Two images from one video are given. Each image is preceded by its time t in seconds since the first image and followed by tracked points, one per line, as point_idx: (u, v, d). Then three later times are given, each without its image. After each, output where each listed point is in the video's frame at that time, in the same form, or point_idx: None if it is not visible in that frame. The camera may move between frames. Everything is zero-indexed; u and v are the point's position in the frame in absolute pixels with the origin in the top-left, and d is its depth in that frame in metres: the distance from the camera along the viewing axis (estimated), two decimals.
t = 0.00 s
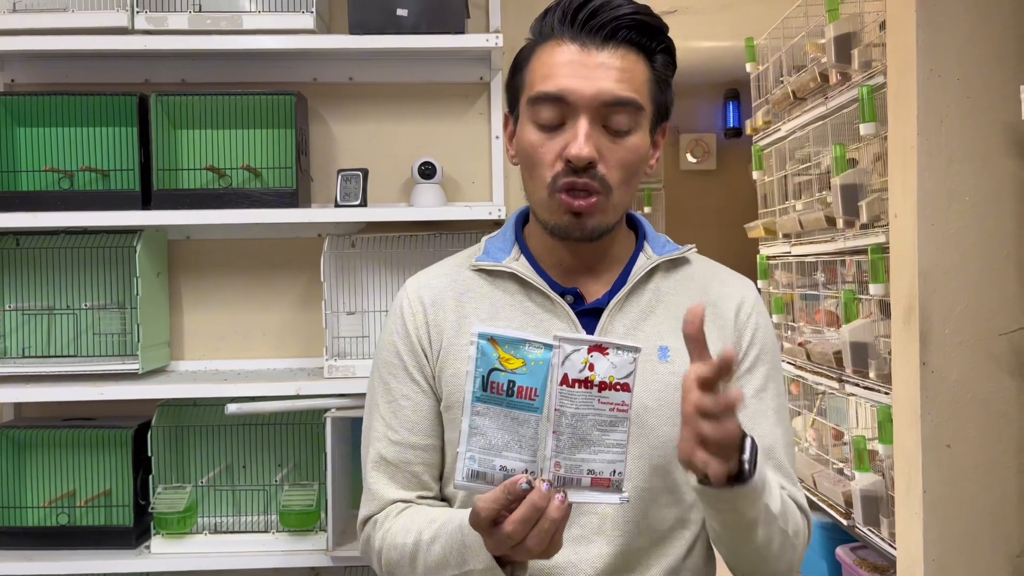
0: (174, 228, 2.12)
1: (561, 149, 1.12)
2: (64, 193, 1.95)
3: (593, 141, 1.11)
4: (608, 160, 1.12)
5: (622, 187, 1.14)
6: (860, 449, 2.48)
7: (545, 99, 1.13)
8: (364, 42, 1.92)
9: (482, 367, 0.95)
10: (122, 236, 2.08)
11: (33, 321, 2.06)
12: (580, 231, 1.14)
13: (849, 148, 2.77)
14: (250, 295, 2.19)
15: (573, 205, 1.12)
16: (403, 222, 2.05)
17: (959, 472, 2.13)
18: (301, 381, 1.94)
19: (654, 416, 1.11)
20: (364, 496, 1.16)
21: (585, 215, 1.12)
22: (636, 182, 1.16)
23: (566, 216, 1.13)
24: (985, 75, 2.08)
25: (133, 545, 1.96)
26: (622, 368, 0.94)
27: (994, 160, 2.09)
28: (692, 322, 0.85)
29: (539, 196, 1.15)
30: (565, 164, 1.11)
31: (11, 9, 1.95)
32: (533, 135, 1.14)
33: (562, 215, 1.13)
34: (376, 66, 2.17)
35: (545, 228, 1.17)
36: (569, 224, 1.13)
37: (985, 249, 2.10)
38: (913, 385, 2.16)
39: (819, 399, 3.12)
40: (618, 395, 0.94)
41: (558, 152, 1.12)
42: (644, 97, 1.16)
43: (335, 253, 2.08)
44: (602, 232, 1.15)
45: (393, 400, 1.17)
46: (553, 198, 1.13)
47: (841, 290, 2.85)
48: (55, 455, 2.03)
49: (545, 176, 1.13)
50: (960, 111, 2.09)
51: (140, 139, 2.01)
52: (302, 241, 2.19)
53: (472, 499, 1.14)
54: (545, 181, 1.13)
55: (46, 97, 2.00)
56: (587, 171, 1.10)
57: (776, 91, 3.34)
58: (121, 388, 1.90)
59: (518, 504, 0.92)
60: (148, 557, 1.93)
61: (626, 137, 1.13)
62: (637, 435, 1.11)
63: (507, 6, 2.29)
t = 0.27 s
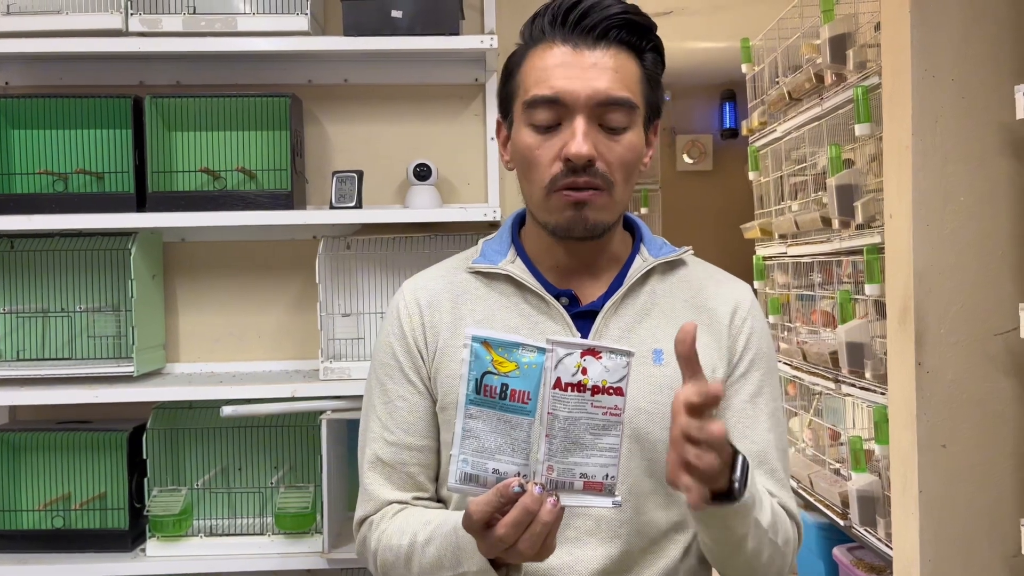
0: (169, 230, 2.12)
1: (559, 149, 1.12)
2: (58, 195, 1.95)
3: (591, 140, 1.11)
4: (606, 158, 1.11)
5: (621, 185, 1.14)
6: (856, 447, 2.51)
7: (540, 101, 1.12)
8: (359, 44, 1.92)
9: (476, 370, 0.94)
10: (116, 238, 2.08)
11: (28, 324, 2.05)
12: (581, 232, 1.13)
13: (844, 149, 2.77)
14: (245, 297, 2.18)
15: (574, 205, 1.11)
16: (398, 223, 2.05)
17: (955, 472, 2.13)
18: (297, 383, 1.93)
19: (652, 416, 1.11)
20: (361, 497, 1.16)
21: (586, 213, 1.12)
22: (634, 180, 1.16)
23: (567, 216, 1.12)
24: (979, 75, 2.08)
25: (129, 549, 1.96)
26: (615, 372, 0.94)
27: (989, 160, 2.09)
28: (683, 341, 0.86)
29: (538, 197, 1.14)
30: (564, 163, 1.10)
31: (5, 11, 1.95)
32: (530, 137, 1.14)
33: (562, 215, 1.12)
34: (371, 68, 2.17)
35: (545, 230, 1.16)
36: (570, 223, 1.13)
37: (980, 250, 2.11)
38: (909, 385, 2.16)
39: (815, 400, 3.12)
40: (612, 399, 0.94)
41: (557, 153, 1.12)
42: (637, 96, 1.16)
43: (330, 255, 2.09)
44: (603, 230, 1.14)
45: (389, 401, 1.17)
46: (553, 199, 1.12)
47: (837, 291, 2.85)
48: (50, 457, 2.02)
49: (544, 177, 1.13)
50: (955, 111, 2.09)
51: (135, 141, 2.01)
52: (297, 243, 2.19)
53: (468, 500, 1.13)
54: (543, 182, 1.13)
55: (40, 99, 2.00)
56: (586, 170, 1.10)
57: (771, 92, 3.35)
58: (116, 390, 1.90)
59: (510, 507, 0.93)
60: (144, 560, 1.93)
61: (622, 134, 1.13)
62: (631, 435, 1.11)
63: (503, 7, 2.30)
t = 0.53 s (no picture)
0: (164, 234, 2.12)
1: (549, 138, 1.11)
2: (52, 199, 1.95)
3: (581, 128, 1.11)
4: (597, 146, 1.11)
5: (613, 174, 1.13)
6: (852, 448, 2.50)
7: (530, 92, 1.13)
8: (353, 47, 1.92)
9: (469, 372, 0.94)
10: (111, 242, 2.08)
11: (22, 328, 2.05)
12: (574, 220, 1.11)
13: (839, 150, 2.78)
14: (239, 300, 2.18)
15: (565, 192, 1.10)
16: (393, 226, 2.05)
17: (950, 473, 2.13)
18: (291, 387, 1.93)
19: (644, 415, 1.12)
20: (352, 496, 1.16)
21: (578, 201, 1.10)
22: (627, 170, 1.15)
23: (558, 204, 1.11)
24: (972, 76, 2.08)
25: (124, 552, 1.96)
26: (608, 376, 0.94)
27: (982, 161, 2.10)
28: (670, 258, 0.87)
29: (530, 187, 1.13)
30: (554, 150, 1.10)
31: None
32: (521, 129, 1.14)
33: (554, 203, 1.11)
34: (365, 71, 2.17)
35: (537, 221, 1.14)
36: (562, 212, 1.11)
37: (974, 251, 2.11)
38: (903, 386, 2.16)
39: (811, 400, 3.13)
40: (604, 404, 0.94)
41: (547, 142, 1.11)
42: (627, 89, 1.16)
43: (325, 258, 2.09)
44: (596, 220, 1.13)
45: (381, 400, 1.17)
46: (544, 187, 1.11)
47: (832, 291, 2.86)
48: (44, 462, 2.02)
49: (535, 166, 1.12)
50: (948, 112, 2.09)
51: (128, 145, 2.01)
52: (292, 246, 2.19)
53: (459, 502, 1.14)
54: (534, 171, 1.12)
55: (33, 103, 2.00)
56: (577, 156, 1.09)
57: (767, 93, 3.35)
58: (110, 394, 1.90)
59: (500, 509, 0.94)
60: (139, 564, 1.93)
61: (613, 124, 1.13)
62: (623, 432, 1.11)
63: (496, 9, 2.30)
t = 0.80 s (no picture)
0: (160, 238, 2.12)
1: (533, 126, 1.11)
2: (47, 204, 1.95)
3: (563, 112, 1.11)
4: (581, 128, 1.11)
5: (600, 154, 1.12)
6: (848, 450, 2.48)
7: (509, 88, 1.14)
8: (348, 50, 1.92)
9: (468, 393, 0.94)
10: (106, 246, 2.08)
11: (18, 333, 2.05)
12: (569, 198, 1.10)
13: (835, 151, 2.78)
14: (236, 303, 2.18)
15: (556, 171, 1.09)
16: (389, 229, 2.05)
17: (946, 473, 2.13)
18: (288, 390, 1.93)
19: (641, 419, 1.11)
20: (349, 504, 1.17)
21: (570, 178, 1.09)
22: (612, 153, 1.15)
23: (551, 185, 1.09)
24: (966, 77, 2.09)
25: (120, 556, 1.97)
26: (607, 402, 0.94)
27: (977, 162, 2.10)
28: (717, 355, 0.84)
29: (520, 178, 1.12)
30: (541, 135, 1.09)
31: None
32: (503, 123, 1.14)
33: (546, 185, 1.09)
34: (360, 74, 2.17)
35: (531, 209, 1.12)
36: (556, 193, 1.09)
37: (969, 251, 2.11)
38: (899, 387, 2.17)
39: (809, 401, 3.13)
40: (602, 429, 0.94)
41: (531, 130, 1.11)
42: (600, 78, 1.18)
43: (321, 261, 2.09)
44: (589, 199, 1.11)
45: (376, 408, 1.17)
46: (534, 172, 1.10)
47: (828, 292, 2.87)
48: (39, 467, 2.01)
49: (522, 155, 1.11)
50: (943, 114, 2.10)
51: (124, 149, 2.01)
52: (288, 249, 2.19)
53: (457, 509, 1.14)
54: (523, 160, 1.11)
55: (28, 107, 2.00)
56: (563, 137, 1.09)
57: (762, 95, 3.36)
58: (107, 398, 1.89)
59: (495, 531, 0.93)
60: (136, 568, 1.93)
61: (592, 108, 1.14)
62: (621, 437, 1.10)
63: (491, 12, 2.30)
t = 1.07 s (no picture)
0: (157, 241, 2.12)
1: (520, 147, 1.12)
2: (45, 208, 1.96)
3: (548, 131, 1.11)
4: (567, 146, 1.11)
5: (588, 169, 1.13)
6: (846, 449, 2.52)
7: (492, 107, 1.14)
8: (346, 53, 1.92)
9: (449, 389, 0.94)
10: (104, 249, 2.08)
11: (15, 337, 2.05)
12: (558, 221, 1.12)
13: (831, 152, 2.79)
14: (234, 306, 2.19)
15: (546, 196, 1.10)
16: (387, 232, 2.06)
17: (944, 474, 2.14)
18: (286, 393, 1.94)
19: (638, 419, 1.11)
20: (347, 510, 1.17)
21: (560, 201, 1.10)
22: (599, 164, 1.16)
23: (541, 209, 1.11)
24: (962, 79, 2.10)
25: (119, 559, 1.96)
26: (587, 392, 0.96)
27: (973, 163, 2.11)
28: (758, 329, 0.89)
29: (510, 201, 1.13)
30: (527, 157, 1.10)
31: None
32: (489, 145, 1.14)
33: (537, 209, 1.11)
34: (357, 77, 2.17)
35: (523, 230, 1.14)
36: (547, 217, 1.11)
37: (965, 252, 2.12)
38: (896, 388, 2.17)
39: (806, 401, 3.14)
40: (583, 419, 0.96)
41: (518, 151, 1.11)
42: (584, 86, 1.17)
43: (319, 264, 2.10)
44: (580, 219, 1.13)
45: (375, 413, 1.18)
46: (524, 196, 1.11)
47: (826, 293, 2.87)
48: (37, 470, 2.01)
49: (511, 178, 1.12)
50: (939, 115, 2.10)
51: (121, 153, 2.01)
52: (286, 252, 2.19)
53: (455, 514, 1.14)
54: (511, 183, 1.12)
55: (26, 111, 2.00)
56: (550, 159, 1.09)
57: (759, 96, 3.36)
58: (104, 402, 1.89)
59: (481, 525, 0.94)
60: (134, 571, 1.93)
61: (576, 122, 1.14)
62: (618, 436, 1.11)
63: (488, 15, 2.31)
